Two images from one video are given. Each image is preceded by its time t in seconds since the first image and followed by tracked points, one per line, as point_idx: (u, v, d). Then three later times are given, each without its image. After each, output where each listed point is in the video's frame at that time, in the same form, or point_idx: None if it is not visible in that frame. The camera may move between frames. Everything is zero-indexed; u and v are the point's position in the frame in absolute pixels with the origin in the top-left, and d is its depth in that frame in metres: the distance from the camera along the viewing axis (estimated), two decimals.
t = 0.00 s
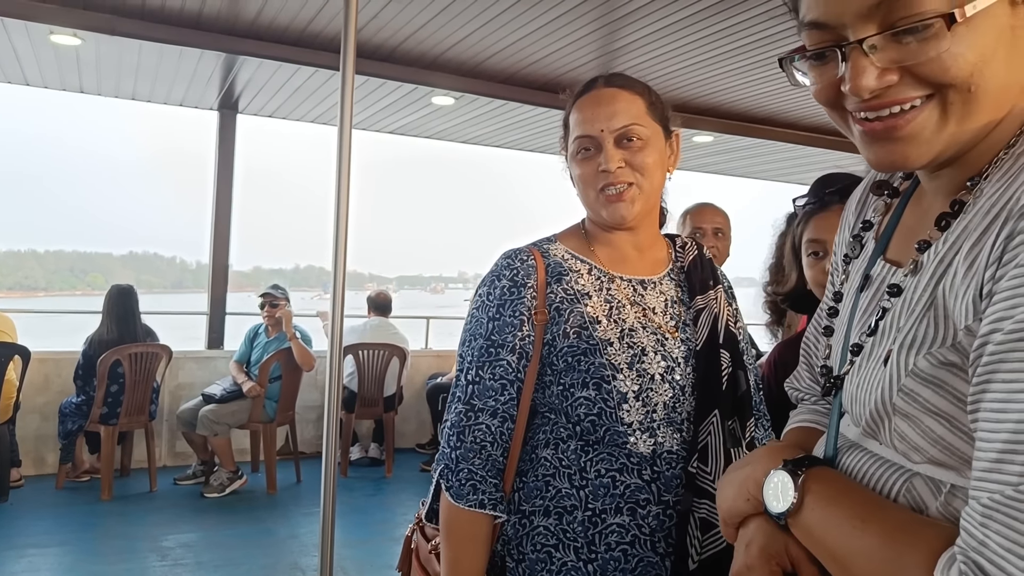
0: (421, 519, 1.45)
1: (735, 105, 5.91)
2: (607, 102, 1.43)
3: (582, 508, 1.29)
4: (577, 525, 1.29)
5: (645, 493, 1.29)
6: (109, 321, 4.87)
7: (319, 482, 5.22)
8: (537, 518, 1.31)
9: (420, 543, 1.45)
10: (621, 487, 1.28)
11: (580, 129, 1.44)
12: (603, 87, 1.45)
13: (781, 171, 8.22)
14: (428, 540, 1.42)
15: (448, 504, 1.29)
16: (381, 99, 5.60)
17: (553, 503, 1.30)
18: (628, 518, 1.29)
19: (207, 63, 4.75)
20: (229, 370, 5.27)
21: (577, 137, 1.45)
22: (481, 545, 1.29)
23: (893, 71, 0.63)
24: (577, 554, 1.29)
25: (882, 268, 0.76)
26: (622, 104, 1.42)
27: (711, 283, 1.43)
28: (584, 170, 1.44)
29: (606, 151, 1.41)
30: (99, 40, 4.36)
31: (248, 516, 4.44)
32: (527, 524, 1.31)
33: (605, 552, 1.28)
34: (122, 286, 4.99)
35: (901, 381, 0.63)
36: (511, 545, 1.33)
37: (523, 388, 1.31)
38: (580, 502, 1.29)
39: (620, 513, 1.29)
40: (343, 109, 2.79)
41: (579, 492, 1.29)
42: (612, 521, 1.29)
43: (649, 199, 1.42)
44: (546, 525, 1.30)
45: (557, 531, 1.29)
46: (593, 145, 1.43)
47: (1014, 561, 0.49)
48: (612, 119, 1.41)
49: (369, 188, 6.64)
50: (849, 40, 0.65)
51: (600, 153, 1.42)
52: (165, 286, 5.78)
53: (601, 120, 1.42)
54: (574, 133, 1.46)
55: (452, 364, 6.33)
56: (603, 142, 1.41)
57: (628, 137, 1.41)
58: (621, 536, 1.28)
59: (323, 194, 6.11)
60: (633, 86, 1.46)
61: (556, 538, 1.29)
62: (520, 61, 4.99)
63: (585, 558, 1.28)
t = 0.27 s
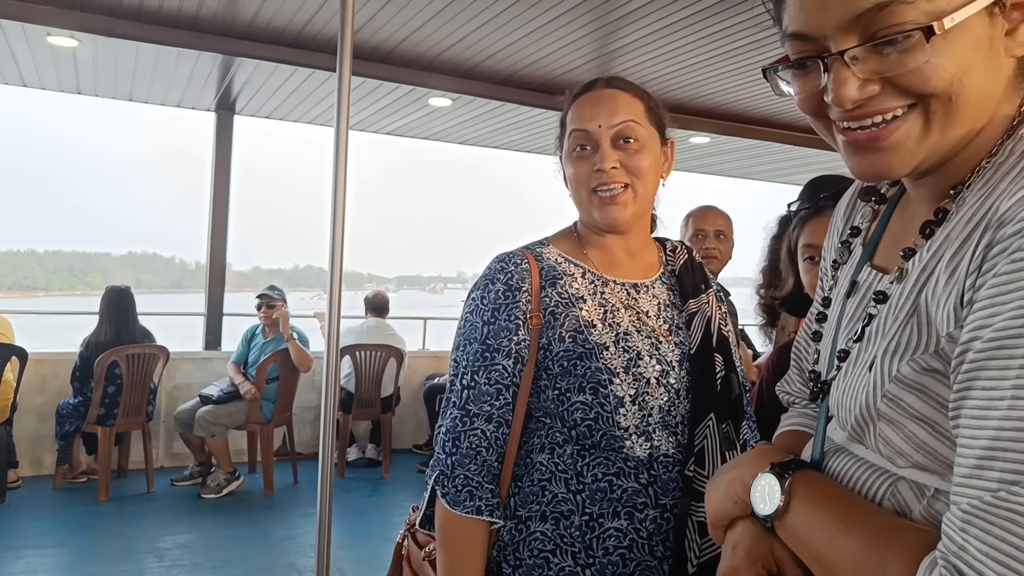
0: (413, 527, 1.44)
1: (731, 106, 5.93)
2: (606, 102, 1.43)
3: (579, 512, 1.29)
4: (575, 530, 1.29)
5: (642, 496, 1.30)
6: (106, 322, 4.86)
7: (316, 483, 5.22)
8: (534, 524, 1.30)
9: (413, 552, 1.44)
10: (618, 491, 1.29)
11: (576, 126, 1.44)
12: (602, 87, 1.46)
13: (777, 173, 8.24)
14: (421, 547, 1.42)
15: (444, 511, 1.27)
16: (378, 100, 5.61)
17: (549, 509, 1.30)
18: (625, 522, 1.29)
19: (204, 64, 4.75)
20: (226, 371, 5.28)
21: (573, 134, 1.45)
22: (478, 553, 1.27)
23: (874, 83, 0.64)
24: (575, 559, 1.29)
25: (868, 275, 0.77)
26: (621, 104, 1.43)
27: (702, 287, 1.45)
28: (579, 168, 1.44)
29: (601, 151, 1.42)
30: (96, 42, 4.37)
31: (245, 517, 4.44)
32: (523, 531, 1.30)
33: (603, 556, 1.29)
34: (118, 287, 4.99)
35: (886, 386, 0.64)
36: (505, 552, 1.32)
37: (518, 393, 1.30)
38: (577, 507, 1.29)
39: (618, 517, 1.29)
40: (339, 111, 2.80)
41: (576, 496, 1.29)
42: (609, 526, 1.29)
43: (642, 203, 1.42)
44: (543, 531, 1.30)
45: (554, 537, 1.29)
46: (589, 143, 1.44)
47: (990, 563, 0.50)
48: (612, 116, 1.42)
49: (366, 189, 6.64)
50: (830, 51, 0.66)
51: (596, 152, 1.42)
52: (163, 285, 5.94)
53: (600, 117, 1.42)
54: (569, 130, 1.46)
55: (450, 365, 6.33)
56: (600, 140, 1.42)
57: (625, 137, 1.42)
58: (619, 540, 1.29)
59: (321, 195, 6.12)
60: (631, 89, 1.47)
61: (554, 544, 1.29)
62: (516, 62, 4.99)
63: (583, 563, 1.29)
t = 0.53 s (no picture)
0: (409, 528, 1.43)
1: (730, 106, 5.93)
2: (606, 102, 1.43)
3: (578, 517, 1.28)
4: (574, 535, 1.28)
5: (642, 502, 1.29)
6: (105, 323, 4.85)
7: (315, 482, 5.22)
8: (532, 528, 1.29)
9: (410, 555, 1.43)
10: (618, 496, 1.28)
11: (575, 127, 1.44)
12: (599, 87, 1.46)
13: (776, 172, 8.25)
14: (418, 551, 1.41)
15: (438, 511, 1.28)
16: (377, 100, 5.60)
17: (548, 513, 1.29)
18: (625, 527, 1.29)
19: (202, 63, 4.75)
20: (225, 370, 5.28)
21: (573, 136, 1.45)
22: (475, 554, 1.27)
23: (893, 71, 0.64)
24: (573, 564, 1.28)
25: (877, 277, 0.76)
26: (620, 103, 1.42)
27: (704, 288, 1.44)
28: (580, 170, 1.43)
29: (603, 152, 1.41)
30: (95, 41, 4.36)
31: (244, 517, 4.44)
32: (521, 535, 1.30)
33: (602, 561, 1.28)
34: (116, 287, 4.99)
35: (895, 389, 0.64)
36: (503, 557, 1.31)
37: (516, 394, 1.31)
38: (577, 512, 1.28)
39: (617, 522, 1.28)
40: (339, 110, 2.80)
41: (575, 501, 1.28)
42: (609, 531, 1.28)
43: (644, 203, 1.42)
44: (541, 536, 1.29)
45: (552, 541, 1.28)
46: (589, 144, 1.43)
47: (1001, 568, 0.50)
48: (612, 116, 1.42)
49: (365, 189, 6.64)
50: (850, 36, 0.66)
51: (597, 153, 1.42)
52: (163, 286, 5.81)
53: (600, 117, 1.42)
54: (569, 131, 1.46)
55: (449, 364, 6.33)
56: (600, 140, 1.41)
57: (625, 136, 1.41)
58: (618, 546, 1.28)
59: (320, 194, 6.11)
60: (629, 87, 1.47)
61: (552, 549, 1.28)
62: (515, 62, 4.99)
63: (582, 568, 1.28)
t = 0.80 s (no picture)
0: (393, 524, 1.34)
1: (731, 103, 5.92)
2: (606, 110, 1.38)
3: (563, 516, 1.27)
4: (558, 534, 1.27)
5: (628, 500, 1.28)
6: (101, 322, 4.84)
7: (314, 480, 5.21)
8: (516, 528, 1.29)
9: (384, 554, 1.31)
10: (603, 494, 1.27)
11: (573, 133, 1.39)
12: (599, 93, 1.40)
13: (775, 170, 8.24)
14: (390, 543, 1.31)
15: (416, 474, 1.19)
16: (376, 97, 5.59)
17: (533, 512, 1.28)
18: (610, 527, 1.28)
19: (201, 60, 4.73)
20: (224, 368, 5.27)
21: (569, 142, 1.40)
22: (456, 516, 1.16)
23: None
24: (557, 564, 1.27)
25: (886, 268, 0.76)
26: (621, 112, 1.38)
27: (697, 287, 1.42)
28: (577, 178, 1.40)
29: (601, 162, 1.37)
30: (93, 37, 4.34)
31: (244, 514, 4.43)
32: (505, 534, 1.29)
33: (586, 560, 1.27)
34: (114, 285, 4.97)
35: (914, 377, 0.64)
36: (490, 559, 1.30)
37: (502, 387, 1.29)
38: (561, 510, 1.27)
39: (602, 522, 1.27)
40: (339, 106, 2.79)
41: (560, 499, 1.27)
42: (593, 531, 1.27)
43: (641, 213, 1.40)
44: (525, 535, 1.28)
45: (536, 540, 1.28)
46: (587, 152, 1.39)
47: None
48: (611, 127, 1.37)
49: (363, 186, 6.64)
50: None
51: (596, 163, 1.38)
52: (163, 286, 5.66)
53: (599, 127, 1.37)
54: (565, 138, 1.41)
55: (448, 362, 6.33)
56: (599, 150, 1.37)
57: (625, 148, 1.37)
58: (603, 545, 1.27)
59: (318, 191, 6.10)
60: (629, 92, 1.42)
61: (536, 549, 1.28)
62: (515, 58, 4.98)
63: (566, 568, 1.27)
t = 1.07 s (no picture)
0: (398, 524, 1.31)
1: (730, 101, 5.92)
2: (608, 106, 1.36)
3: (569, 515, 1.26)
4: (564, 533, 1.26)
5: (635, 498, 1.27)
6: (99, 319, 4.85)
7: (312, 477, 5.21)
8: (523, 528, 1.28)
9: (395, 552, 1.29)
10: (610, 493, 1.26)
11: (575, 130, 1.37)
12: (601, 88, 1.38)
13: (773, 168, 8.24)
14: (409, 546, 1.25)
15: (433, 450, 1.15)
16: (375, 94, 5.58)
17: (539, 511, 1.27)
18: (617, 524, 1.26)
19: (200, 57, 4.73)
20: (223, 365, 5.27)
21: (572, 138, 1.38)
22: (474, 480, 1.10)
23: None
24: (564, 563, 1.26)
25: (895, 260, 0.77)
26: (623, 106, 1.36)
27: (705, 284, 1.40)
28: (581, 174, 1.37)
29: (605, 158, 1.35)
30: (91, 34, 4.34)
31: (243, 512, 4.43)
32: (512, 534, 1.28)
33: (593, 560, 1.25)
34: (111, 283, 4.97)
35: (936, 365, 0.64)
36: (495, 555, 1.30)
37: (513, 385, 1.25)
38: (568, 509, 1.26)
39: (609, 519, 1.26)
40: (338, 103, 2.78)
41: (566, 498, 1.26)
42: (600, 528, 1.26)
43: (646, 208, 1.37)
44: (532, 534, 1.27)
45: (543, 540, 1.27)
46: (591, 147, 1.37)
47: None
48: (614, 121, 1.35)
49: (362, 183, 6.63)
50: None
51: (599, 158, 1.36)
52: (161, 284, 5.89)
53: (601, 122, 1.35)
54: (568, 134, 1.39)
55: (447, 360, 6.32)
56: (601, 145, 1.35)
57: (628, 141, 1.35)
58: (610, 544, 1.26)
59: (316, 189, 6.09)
60: (631, 86, 1.40)
61: (542, 548, 1.26)
62: (515, 56, 4.98)
63: (572, 567, 1.25)
